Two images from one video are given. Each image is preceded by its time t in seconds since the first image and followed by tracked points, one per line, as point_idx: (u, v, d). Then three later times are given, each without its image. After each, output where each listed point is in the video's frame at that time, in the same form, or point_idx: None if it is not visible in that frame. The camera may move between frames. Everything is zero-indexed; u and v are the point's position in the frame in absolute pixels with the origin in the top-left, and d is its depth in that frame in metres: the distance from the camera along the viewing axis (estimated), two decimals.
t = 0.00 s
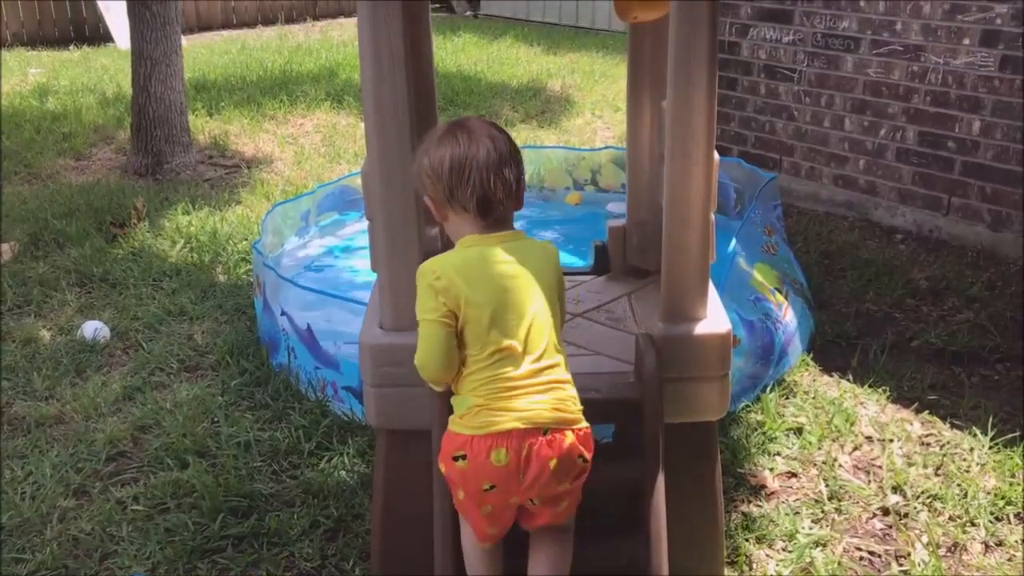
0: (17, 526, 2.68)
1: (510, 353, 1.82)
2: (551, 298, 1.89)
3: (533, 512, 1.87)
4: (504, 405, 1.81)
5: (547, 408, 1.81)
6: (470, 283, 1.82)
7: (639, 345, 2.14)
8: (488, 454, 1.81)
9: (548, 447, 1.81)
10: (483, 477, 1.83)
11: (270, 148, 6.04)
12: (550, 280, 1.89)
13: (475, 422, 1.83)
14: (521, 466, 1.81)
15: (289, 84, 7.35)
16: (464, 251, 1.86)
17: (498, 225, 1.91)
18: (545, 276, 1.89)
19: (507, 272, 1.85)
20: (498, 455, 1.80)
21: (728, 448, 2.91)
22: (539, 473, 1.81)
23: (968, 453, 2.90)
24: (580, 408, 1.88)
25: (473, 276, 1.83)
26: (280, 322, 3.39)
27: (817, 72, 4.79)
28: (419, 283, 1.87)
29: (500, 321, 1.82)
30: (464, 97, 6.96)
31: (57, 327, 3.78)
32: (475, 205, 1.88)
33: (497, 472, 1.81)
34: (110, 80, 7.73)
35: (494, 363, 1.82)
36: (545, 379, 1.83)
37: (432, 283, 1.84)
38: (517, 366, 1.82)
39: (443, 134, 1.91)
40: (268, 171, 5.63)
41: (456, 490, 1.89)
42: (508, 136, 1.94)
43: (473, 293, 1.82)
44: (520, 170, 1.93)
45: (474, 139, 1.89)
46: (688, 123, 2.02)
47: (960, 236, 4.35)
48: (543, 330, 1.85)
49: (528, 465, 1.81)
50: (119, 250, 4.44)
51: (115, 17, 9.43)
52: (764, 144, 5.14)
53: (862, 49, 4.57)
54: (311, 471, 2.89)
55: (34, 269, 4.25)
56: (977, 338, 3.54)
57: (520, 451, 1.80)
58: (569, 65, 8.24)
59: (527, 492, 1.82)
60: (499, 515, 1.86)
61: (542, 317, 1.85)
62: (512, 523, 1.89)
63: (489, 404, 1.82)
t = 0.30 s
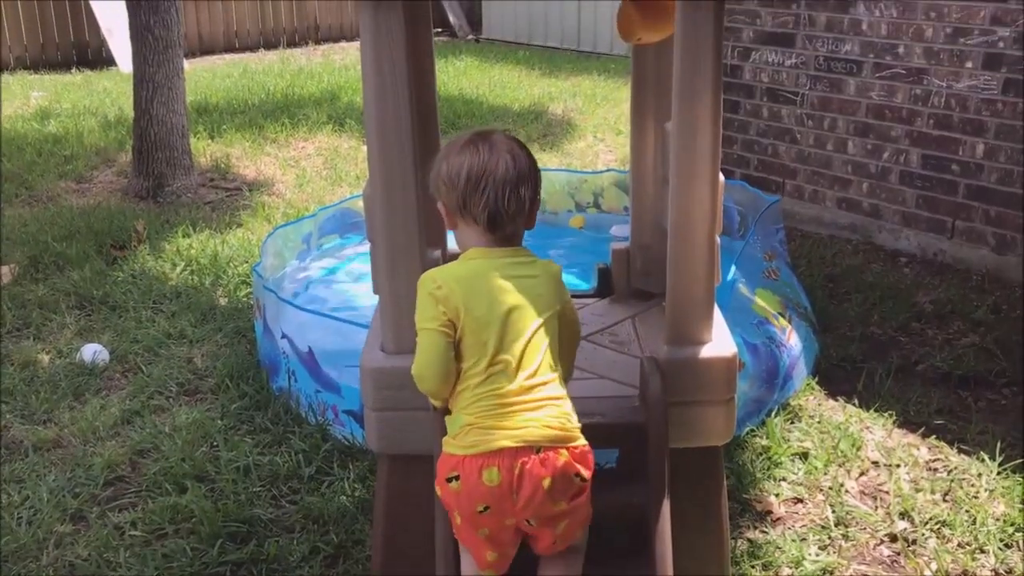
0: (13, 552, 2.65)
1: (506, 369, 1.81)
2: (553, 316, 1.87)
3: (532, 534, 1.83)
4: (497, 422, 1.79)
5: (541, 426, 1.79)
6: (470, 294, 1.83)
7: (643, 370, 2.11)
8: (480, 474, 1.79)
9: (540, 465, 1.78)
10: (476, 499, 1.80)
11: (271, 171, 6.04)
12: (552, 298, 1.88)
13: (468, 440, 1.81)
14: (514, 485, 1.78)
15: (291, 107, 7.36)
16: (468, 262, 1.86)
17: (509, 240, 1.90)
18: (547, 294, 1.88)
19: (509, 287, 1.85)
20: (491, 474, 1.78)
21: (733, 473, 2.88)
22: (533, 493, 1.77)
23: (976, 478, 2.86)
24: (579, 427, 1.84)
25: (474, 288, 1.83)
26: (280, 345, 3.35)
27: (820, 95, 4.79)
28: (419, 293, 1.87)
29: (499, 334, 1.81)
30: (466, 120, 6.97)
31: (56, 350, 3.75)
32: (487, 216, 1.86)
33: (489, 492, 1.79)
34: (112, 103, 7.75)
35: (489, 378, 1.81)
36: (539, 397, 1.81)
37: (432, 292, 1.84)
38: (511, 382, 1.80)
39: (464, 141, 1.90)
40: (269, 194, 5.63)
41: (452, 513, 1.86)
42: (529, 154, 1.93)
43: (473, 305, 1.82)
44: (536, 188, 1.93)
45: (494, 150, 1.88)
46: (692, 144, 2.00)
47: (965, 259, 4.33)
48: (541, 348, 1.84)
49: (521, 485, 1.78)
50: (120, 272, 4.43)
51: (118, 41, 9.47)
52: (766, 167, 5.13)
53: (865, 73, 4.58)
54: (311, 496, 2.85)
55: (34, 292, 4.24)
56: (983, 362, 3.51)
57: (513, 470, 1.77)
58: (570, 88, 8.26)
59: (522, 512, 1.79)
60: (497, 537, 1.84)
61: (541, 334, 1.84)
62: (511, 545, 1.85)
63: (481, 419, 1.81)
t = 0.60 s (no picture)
0: (9, 569, 2.62)
1: (496, 374, 1.80)
2: (548, 320, 1.85)
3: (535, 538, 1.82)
4: (489, 427, 1.78)
5: (535, 429, 1.77)
6: (458, 302, 1.83)
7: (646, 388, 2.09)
8: (477, 478, 1.78)
9: (536, 468, 1.76)
10: (475, 503, 1.80)
11: (273, 186, 6.04)
12: (546, 302, 1.86)
13: (464, 445, 1.81)
14: (510, 489, 1.77)
15: (293, 123, 7.37)
16: (458, 270, 1.86)
17: (504, 257, 1.88)
18: (541, 298, 1.86)
19: (499, 293, 1.83)
20: (487, 478, 1.78)
21: (736, 492, 2.86)
22: (529, 496, 1.76)
23: (980, 497, 2.84)
24: (577, 428, 1.82)
25: (462, 296, 1.83)
26: (280, 361, 3.34)
27: (821, 112, 4.80)
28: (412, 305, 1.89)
29: (488, 340, 1.81)
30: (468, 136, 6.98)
31: (56, 365, 3.74)
32: (471, 240, 1.86)
33: (487, 496, 1.78)
34: (114, 118, 7.76)
35: (480, 384, 1.81)
36: (532, 401, 1.79)
37: (424, 301, 1.85)
38: (501, 387, 1.79)
39: (460, 156, 1.85)
40: (271, 209, 5.63)
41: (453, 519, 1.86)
42: (530, 174, 1.85)
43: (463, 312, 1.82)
44: (533, 210, 1.87)
45: (486, 174, 1.82)
46: (696, 160, 2.00)
47: (967, 277, 4.32)
48: (533, 351, 1.82)
49: (517, 488, 1.77)
50: (121, 287, 4.42)
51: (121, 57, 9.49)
52: (768, 184, 5.13)
53: (866, 90, 4.58)
54: (310, 513, 2.83)
55: (34, 307, 4.22)
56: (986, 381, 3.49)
57: (508, 473, 1.76)
58: (572, 105, 8.28)
59: (521, 516, 1.78)
60: (499, 542, 1.83)
61: (534, 337, 1.82)
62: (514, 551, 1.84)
63: (474, 425, 1.80)
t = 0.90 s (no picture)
0: None
1: (491, 381, 1.82)
2: (545, 326, 1.86)
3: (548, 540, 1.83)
4: (487, 433, 1.80)
5: (535, 433, 1.78)
6: (454, 307, 1.84)
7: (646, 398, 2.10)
8: (482, 485, 1.80)
9: (539, 469, 1.78)
10: (483, 510, 1.81)
11: (274, 196, 6.05)
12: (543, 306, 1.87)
13: (467, 452, 1.82)
14: (517, 492, 1.78)
15: (294, 133, 7.39)
16: (455, 276, 1.87)
17: (503, 268, 1.87)
18: (538, 302, 1.86)
19: (494, 298, 1.84)
20: (492, 484, 1.79)
21: (736, 502, 2.86)
22: (535, 497, 1.77)
23: (980, 508, 2.84)
24: (579, 427, 1.83)
25: (459, 301, 1.84)
26: (281, 370, 3.34)
27: (821, 123, 4.81)
28: (410, 304, 1.91)
29: (483, 346, 1.82)
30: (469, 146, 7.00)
31: (56, 374, 3.74)
32: (468, 254, 1.86)
33: (494, 502, 1.79)
34: (116, 128, 7.78)
35: (476, 390, 1.82)
36: (528, 408, 1.80)
37: (421, 304, 1.87)
38: (497, 393, 1.81)
39: (458, 172, 1.85)
40: (272, 219, 5.64)
41: (461, 527, 1.87)
42: (528, 190, 1.84)
43: (459, 318, 1.84)
44: (530, 225, 1.86)
45: (482, 192, 1.82)
46: (696, 169, 2.00)
47: (967, 287, 4.33)
48: (529, 358, 1.83)
49: (523, 491, 1.78)
50: (122, 296, 4.42)
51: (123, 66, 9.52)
52: (768, 194, 5.14)
53: (865, 101, 4.59)
54: (310, 523, 2.83)
55: (35, 315, 4.23)
56: (986, 391, 3.50)
57: (513, 477, 1.78)
58: (572, 115, 8.30)
59: (530, 518, 1.79)
60: (511, 548, 1.83)
61: (529, 344, 1.83)
62: (527, 551, 1.85)
63: (472, 431, 1.82)
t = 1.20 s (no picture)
0: None
1: (501, 374, 1.82)
2: (559, 320, 1.85)
3: (540, 536, 1.82)
4: (494, 423, 1.80)
5: (540, 428, 1.79)
6: (468, 298, 1.82)
7: (650, 401, 2.07)
8: (483, 470, 1.79)
9: (541, 462, 1.77)
10: (482, 496, 1.80)
11: (273, 200, 6.03)
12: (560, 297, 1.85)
13: (470, 438, 1.82)
14: (517, 481, 1.77)
15: (293, 137, 7.38)
16: (470, 265, 1.85)
17: (523, 255, 1.85)
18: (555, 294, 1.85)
19: (511, 291, 1.83)
20: (494, 470, 1.78)
21: (740, 505, 2.83)
22: (534, 490, 1.77)
23: (987, 509, 2.82)
24: (581, 426, 1.84)
25: (472, 292, 1.82)
26: (281, 375, 3.31)
27: (822, 122, 4.79)
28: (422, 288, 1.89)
29: (495, 339, 1.82)
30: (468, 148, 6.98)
31: (55, 380, 3.72)
32: (485, 240, 1.84)
33: (494, 489, 1.79)
34: (115, 133, 7.76)
35: (485, 382, 1.83)
36: (536, 404, 1.81)
37: (433, 291, 1.85)
38: (508, 387, 1.81)
39: (473, 156, 1.81)
40: (271, 223, 5.62)
41: (458, 512, 1.86)
42: (546, 172, 1.80)
43: (472, 309, 1.82)
44: (551, 209, 1.82)
45: (497, 178, 1.78)
46: (698, 169, 1.98)
47: (970, 286, 4.31)
48: (540, 354, 1.83)
49: (524, 481, 1.77)
50: (121, 301, 4.40)
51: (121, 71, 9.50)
52: (769, 194, 5.12)
53: (867, 100, 4.57)
54: (311, 529, 2.81)
55: (33, 321, 4.21)
56: (991, 391, 3.47)
57: (515, 465, 1.77)
58: (571, 117, 8.28)
59: (528, 509, 1.78)
60: (505, 538, 1.82)
61: (541, 339, 1.82)
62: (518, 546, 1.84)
63: (477, 421, 1.82)
